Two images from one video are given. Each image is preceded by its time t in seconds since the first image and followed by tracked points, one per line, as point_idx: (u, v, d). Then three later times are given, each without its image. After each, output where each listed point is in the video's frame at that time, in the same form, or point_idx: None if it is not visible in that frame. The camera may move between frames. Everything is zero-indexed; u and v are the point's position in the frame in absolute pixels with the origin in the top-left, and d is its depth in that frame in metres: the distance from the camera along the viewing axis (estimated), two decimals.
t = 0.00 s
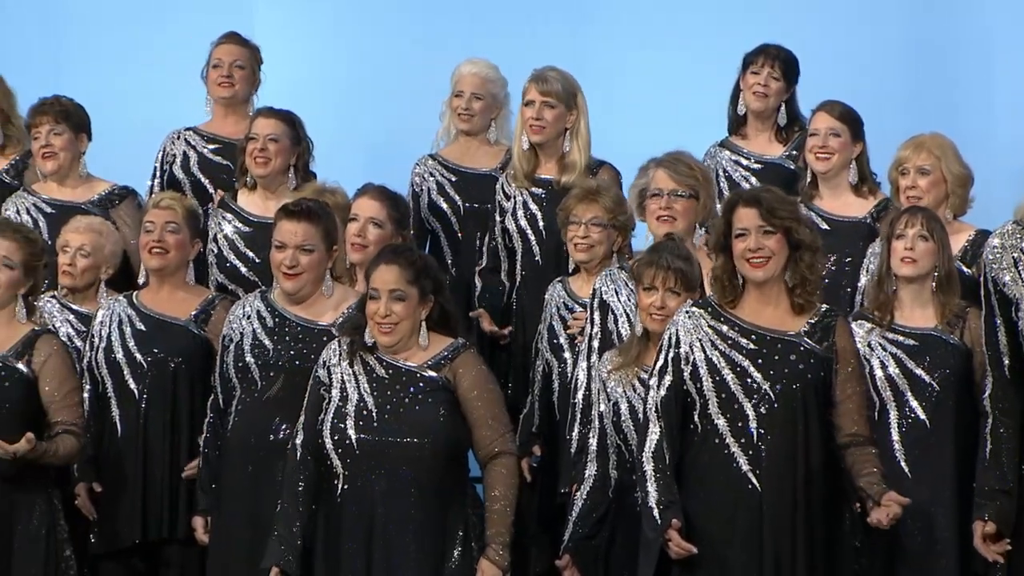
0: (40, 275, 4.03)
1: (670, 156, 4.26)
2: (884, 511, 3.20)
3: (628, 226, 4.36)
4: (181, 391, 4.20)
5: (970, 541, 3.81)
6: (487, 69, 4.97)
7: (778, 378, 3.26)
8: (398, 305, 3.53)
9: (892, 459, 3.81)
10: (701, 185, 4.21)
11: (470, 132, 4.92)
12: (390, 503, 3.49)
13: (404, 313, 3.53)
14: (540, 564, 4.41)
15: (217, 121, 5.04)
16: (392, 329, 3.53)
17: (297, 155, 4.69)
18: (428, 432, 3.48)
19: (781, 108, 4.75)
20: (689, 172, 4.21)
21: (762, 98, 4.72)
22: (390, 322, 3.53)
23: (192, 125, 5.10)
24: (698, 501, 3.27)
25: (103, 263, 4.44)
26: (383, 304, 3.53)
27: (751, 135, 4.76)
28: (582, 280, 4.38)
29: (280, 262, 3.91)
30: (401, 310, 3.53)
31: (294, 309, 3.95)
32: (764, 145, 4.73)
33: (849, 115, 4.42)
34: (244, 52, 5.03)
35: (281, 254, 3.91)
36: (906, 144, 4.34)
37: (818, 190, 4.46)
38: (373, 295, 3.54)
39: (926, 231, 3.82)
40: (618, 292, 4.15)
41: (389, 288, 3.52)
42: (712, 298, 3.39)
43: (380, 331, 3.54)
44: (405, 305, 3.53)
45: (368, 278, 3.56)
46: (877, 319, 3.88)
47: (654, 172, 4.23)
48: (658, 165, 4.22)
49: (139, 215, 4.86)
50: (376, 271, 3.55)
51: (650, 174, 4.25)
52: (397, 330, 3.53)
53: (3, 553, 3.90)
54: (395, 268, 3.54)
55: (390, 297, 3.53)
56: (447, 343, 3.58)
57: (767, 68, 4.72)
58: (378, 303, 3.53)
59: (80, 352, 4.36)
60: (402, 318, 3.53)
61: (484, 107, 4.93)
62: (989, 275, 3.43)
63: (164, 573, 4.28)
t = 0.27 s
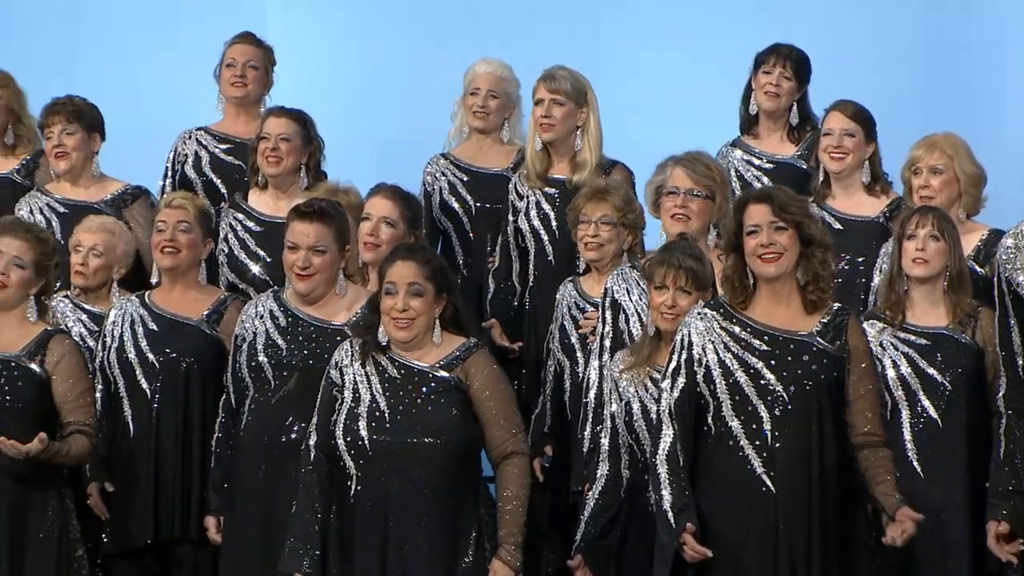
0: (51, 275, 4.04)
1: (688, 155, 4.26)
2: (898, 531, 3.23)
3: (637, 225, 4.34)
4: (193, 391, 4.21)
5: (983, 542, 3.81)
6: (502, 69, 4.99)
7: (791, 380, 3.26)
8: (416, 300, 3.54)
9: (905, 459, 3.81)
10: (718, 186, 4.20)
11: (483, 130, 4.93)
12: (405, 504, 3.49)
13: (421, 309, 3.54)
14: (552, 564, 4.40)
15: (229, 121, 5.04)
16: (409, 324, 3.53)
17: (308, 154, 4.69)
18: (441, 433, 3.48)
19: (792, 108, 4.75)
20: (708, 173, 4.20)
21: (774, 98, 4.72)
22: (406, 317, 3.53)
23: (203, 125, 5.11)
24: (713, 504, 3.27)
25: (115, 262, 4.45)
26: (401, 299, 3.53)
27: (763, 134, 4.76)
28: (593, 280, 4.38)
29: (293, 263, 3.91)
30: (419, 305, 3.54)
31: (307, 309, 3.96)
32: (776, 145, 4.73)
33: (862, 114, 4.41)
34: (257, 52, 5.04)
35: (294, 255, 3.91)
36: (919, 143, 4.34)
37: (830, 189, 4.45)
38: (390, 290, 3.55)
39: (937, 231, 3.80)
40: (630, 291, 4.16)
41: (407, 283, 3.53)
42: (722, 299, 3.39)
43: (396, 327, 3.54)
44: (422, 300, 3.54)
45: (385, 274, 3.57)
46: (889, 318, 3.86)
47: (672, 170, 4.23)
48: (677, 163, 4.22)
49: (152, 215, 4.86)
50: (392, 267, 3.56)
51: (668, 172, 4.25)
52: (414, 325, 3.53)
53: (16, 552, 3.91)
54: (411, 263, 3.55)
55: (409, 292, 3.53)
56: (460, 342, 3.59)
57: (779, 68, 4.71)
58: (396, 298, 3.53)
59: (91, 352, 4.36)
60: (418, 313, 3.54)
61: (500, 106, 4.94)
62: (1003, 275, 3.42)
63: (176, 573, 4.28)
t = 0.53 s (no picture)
0: (60, 274, 4.05)
1: (704, 155, 4.26)
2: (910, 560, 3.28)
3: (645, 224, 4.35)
4: (202, 391, 4.22)
5: (993, 543, 3.80)
6: (512, 68, 4.98)
7: (801, 381, 3.27)
8: (432, 298, 3.55)
9: (915, 459, 3.81)
10: (732, 188, 4.21)
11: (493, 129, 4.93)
12: (416, 504, 3.49)
13: (436, 308, 3.55)
14: (561, 563, 4.42)
15: (238, 121, 5.04)
16: (424, 322, 3.54)
17: (318, 154, 4.69)
18: (451, 432, 3.49)
19: (802, 107, 4.74)
20: (722, 174, 4.20)
21: (782, 98, 4.72)
22: (422, 315, 3.54)
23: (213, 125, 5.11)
24: (724, 505, 3.27)
25: (125, 262, 4.45)
26: (417, 297, 3.54)
27: (773, 134, 4.75)
28: (602, 280, 4.37)
29: (303, 264, 3.91)
30: (435, 304, 3.55)
31: (317, 309, 3.96)
32: (785, 144, 4.72)
33: (873, 113, 4.39)
34: (266, 53, 5.04)
35: (304, 255, 3.92)
36: (928, 143, 4.33)
37: (841, 189, 4.45)
38: (407, 287, 3.55)
39: (946, 232, 3.78)
40: (639, 290, 4.15)
41: (424, 280, 3.55)
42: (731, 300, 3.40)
43: (410, 325, 3.55)
44: (438, 299, 3.55)
45: (400, 271, 3.57)
46: (898, 318, 3.83)
47: (688, 169, 4.23)
48: (692, 163, 4.22)
49: (162, 214, 4.87)
50: (408, 265, 3.57)
51: (683, 172, 4.25)
52: (429, 323, 3.54)
53: (27, 552, 3.91)
54: (426, 262, 3.57)
55: (425, 290, 3.54)
56: (470, 341, 3.59)
57: (788, 68, 4.71)
58: (412, 296, 3.54)
59: (100, 351, 4.36)
60: (433, 312, 3.54)
61: (510, 105, 4.94)
62: (1015, 275, 3.55)
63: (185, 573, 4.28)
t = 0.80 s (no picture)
0: (68, 273, 4.06)
1: (715, 155, 4.26)
2: None
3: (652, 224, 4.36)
4: (210, 392, 4.22)
5: (1003, 543, 3.80)
6: (520, 68, 4.99)
7: (811, 381, 3.27)
8: (440, 300, 3.55)
9: (924, 459, 3.81)
10: (742, 192, 4.20)
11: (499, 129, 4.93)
12: (424, 503, 3.50)
13: (444, 309, 3.56)
14: (570, 564, 4.41)
15: (246, 122, 5.05)
16: (433, 324, 3.55)
17: (326, 154, 4.70)
18: (462, 431, 3.51)
19: (809, 107, 4.74)
20: (732, 177, 4.20)
21: (790, 98, 4.72)
22: (430, 318, 3.54)
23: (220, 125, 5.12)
24: (733, 505, 3.29)
25: (133, 262, 4.46)
26: (425, 300, 3.55)
27: (781, 134, 4.76)
28: (610, 280, 4.37)
29: (312, 264, 3.92)
30: (443, 306, 3.55)
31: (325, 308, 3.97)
32: (793, 144, 4.72)
33: (884, 113, 4.40)
34: (275, 56, 5.05)
35: (312, 256, 3.92)
36: (937, 142, 4.33)
37: (851, 188, 4.45)
38: (415, 291, 3.55)
39: (954, 232, 3.76)
40: (647, 289, 4.15)
41: (432, 284, 3.54)
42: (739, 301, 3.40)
43: (419, 326, 3.56)
44: (446, 301, 3.56)
45: (408, 273, 3.57)
46: (906, 318, 3.82)
47: (698, 170, 4.23)
48: (702, 164, 4.22)
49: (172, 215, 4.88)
50: (415, 267, 3.57)
51: (694, 172, 4.25)
52: (437, 325, 3.56)
53: (36, 551, 3.92)
54: (434, 263, 3.57)
55: (433, 293, 3.55)
56: (481, 341, 3.60)
57: (796, 68, 4.71)
58: (420, 299, 3.55)
59: (109, 351, 4.37)
60: (442, 314, 3.55)
61: (515, 104, 4.94)
62: None
63: (195, 573, 4.29)
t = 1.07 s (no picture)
0: (78, 272, 4.06)
1: (721, 154, 4.27)
2: None
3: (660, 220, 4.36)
4: (219, 394, 4.23)
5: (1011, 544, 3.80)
6: (531, 68, 5.00)
7: (817, 380, 3.28)
8: (449, 302, 3.58)
9: (933, 460, 3.80)
10: (747, 190, 4.21)
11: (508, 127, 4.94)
12: (430, 499, 3.53)
13: (454, 311, 3.59)
14: (578, 562, 4.43)
15: (255, 121, 5.06)
16: (443, 326, 3.59)
17: (335, 155, 4.71)
18: (471, 428, 3.52)
19: (817, 107, 4.74)
20: (736, 177, 4.20)
21: (798, 97, 4.72)
22: (440, 320, 3.58)
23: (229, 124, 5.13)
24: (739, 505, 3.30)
25: (143, 261, 4.47)
26: (434, 302, 3.58)
27: (789, 134, 4.76)
28: (619, 279, 4.38)
29: (320, 263, 3.91)
30: (452, 308, 3.58)
31: (334, 307, 3.98)
32: (802, 144, 4.73)
33: (893, 112, 4.40)
34: (283, 56, 5.06)
35: (321, 255, 3.92)
36: (946, 141, 4.33)
37: (862, 189, 4.45)
38: (425, 292, 3.59)
39: (963, 231, 3.75)
40: (654, 288, 4.17)
41: (441, 287, 3.57)
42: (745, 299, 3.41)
43: (429, 328, 3.59)
44: (456, 302, 3.59)
45: (417, 276, 3.60)
46: (915, 318, 3.83)
47: (704, 169, 4.24)
48: (709, 163, 4.22)
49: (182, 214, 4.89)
50: (424, 270, 3.60)
51: (700, 171, 4.25)
52: (447, 326, 3.59)
53: (45, 549, 3.94)
54: (445, 264, 3.60)
55: (442, 295, 3.58)
56: (492, 342, 3.64)
57: (803, 68, 4.71)
58: (429, 301, 3.58)
59: (117, 350, 4.38)
60: (451, 316, 3.58)
61: (524, 103, 4.95)
62: None
63: (203, 573, 4.29)
